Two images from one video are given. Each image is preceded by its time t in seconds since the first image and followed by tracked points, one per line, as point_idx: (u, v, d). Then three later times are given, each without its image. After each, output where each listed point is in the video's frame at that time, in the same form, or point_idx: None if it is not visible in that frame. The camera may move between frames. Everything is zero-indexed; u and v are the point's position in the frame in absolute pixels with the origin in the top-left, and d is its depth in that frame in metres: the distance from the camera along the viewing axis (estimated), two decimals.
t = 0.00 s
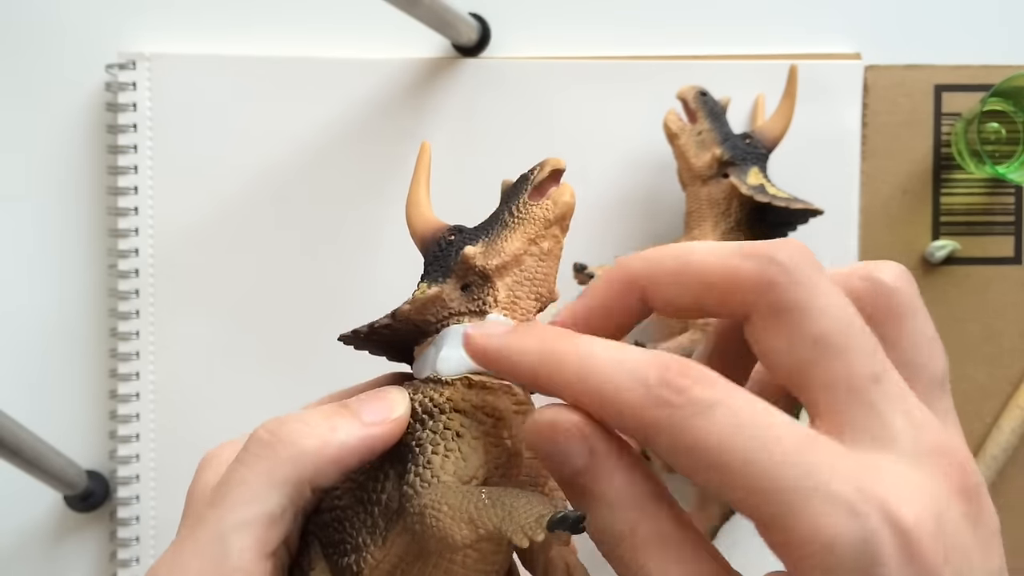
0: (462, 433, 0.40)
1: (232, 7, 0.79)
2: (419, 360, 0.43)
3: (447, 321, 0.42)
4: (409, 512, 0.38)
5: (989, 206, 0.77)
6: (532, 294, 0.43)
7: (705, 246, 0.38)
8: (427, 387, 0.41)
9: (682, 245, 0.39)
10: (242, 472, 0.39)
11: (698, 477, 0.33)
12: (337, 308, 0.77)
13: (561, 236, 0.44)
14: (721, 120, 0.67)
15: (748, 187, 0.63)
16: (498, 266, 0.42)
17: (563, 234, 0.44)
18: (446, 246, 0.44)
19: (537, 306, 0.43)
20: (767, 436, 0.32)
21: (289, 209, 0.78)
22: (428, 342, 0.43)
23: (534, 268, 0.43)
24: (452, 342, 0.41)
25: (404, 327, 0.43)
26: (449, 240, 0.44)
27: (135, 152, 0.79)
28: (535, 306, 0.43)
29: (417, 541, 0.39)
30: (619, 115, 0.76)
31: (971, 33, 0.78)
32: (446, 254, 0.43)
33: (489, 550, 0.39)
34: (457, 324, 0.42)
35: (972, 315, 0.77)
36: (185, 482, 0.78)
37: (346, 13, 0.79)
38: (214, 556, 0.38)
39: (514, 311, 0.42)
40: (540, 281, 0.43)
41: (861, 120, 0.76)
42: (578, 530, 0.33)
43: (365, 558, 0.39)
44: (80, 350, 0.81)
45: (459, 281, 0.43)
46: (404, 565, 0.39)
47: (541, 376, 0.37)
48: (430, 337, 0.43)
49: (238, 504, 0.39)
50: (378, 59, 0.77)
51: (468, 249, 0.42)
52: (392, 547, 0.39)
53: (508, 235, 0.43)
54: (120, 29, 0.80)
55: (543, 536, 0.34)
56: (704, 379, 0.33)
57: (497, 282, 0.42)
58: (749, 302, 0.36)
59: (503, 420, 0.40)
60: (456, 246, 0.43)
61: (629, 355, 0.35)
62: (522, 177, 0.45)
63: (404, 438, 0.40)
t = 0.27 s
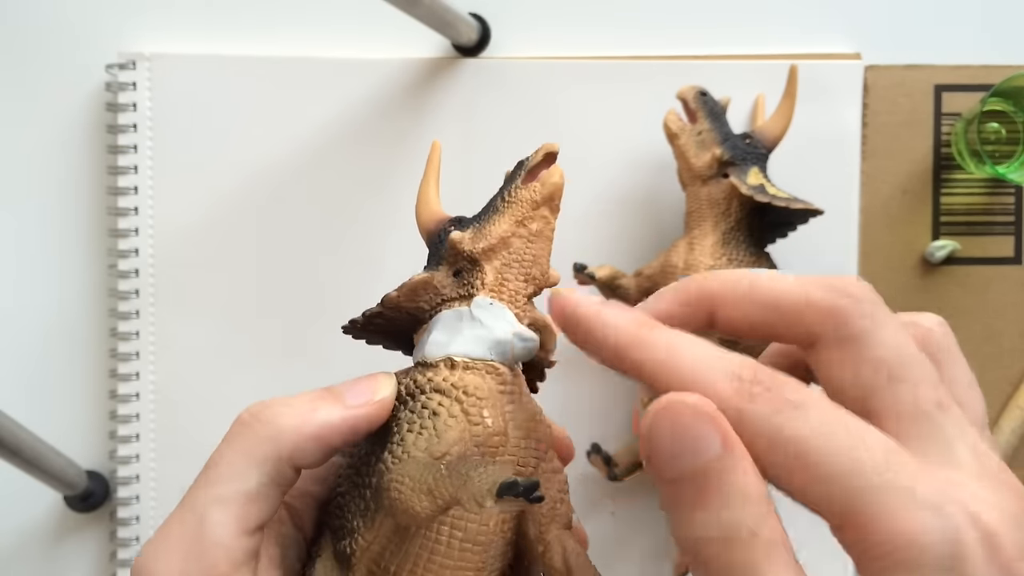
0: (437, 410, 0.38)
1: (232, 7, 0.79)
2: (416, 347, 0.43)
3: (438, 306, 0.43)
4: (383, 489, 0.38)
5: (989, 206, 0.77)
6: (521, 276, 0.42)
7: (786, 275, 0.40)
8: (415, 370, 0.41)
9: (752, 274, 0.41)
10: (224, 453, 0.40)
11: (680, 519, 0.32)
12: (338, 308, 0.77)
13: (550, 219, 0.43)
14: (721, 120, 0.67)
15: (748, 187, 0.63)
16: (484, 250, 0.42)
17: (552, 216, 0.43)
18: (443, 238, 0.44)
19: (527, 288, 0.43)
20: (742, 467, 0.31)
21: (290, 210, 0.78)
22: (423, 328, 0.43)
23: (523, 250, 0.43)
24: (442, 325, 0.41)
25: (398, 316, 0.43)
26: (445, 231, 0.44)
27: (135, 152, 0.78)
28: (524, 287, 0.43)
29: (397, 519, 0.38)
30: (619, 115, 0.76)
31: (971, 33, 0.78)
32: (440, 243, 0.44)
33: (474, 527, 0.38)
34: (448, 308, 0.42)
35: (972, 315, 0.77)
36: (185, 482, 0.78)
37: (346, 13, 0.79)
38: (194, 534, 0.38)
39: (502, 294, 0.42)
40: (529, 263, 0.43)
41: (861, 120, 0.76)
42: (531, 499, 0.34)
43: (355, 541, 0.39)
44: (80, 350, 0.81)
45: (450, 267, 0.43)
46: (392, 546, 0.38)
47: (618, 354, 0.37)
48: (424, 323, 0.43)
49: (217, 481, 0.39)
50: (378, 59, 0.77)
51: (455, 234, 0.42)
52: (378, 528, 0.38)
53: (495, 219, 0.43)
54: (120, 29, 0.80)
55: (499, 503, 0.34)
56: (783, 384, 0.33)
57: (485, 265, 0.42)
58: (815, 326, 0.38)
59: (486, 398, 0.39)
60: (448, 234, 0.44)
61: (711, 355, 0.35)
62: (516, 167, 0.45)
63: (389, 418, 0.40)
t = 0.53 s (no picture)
0: (425, 403, 0.38)
1: (232, 7, 0.79)
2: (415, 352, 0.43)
3: (434, 309, 0.42)
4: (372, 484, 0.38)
5: (989, 206, 0.77)
6: (515, 277, 0.42)
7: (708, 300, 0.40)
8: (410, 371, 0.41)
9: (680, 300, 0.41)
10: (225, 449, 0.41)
11: (665, 572, 0.31)
12: (338, 308, 0.77)
13: (543, 221, 0.43)
14: (721, 120, 0.67)
15: (748, 187, 0.63)
16: (478, 253, 0.42)
17: (544, 218, 0.43)
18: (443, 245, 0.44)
19: (521, 290, 0.42)
20: (722, 517, 0.30)
21: (290, 210, 0.78)
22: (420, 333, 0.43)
23: (516, 252, 0.42)
24: (440, 328, 0.41)
25: (398, 321, 0.43)
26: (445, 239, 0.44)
27: (135, 152, 0.78)
28: (517, 290, 0.42)
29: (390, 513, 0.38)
30: (619, 115, 0.76)
31: (971, 33, 0.78)
32: (439, 250, 0.44)
33: (465, 520, 0.37)
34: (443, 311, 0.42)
35: (972, 315, 0.77)
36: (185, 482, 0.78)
37: (345, 13, 0.79)
38: (190, 523, 0.39)
39: (495, 296, 0.42)
40: (523, 265, 0.42)
41: (861, 120, 0.76)
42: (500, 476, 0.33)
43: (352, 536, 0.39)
44: (80, 350, 0.81)
45: (447, 272, 0.43)
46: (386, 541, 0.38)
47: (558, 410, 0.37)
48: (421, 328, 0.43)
49: (217, 475, 0.40)
50: (378, 59, 0.77)
51: (449, 239, 0.43)
52: (373, 523, 0.38)
53: (490, 223, 0.43)
54: (120, 29, 0.80)
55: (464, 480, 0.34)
56: (707, 433, 0.34)
57: (479, 268, 0.42)
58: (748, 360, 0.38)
59: (476, 391, 0.38)
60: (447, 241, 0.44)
61: (643, 405, 0.36)
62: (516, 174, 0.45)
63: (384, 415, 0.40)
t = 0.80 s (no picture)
0: (430, 411, 0.38)
1: (233, 7, 0.79)
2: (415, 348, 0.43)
3: (437, 304, 0.43)
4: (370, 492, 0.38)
5: (989, 206, 0.77)
6: (519, 273, 0.42)
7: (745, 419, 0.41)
8: (413, 371, 0.41)
9: (703, 419, 0.42)
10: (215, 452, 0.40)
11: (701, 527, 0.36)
12: (337, 308, 0.77)
13: (549, 214, 0.43)
14: (721, 120, 0.67)
15: (748, 187, 0.63)
16: (481, 246, 0.42)
17: (550, 210, 0.43)
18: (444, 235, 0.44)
19: (526, 285, 0.42)
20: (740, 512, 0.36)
21: (290, 209, 0.78)
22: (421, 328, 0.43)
23: (521, 246, 0.42)
24: (440, 326, 0.41)
25: (398, 316, 0.43)
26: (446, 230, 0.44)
27: (135, 151, 0.78)
28: (522, 285, 0.42)
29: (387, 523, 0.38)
30: (619, 115, 0.76)
31: (971, 33, 0.78)
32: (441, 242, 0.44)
33: (467, 531, 0.38)
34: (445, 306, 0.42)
35: (972, 315, 0.77)
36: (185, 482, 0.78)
37: (346, 13, 0.79)
38: (180, 529, 0.38)
39: (499, 291, 0.42)
40: (528, 260, 0.42)
41: (861, 120, 0.76)
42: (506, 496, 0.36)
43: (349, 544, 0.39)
44: (80, 350, 0.81)
45: (449, 265, 0.43)
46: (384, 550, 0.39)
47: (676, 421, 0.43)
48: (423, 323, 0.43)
49: (206, 479, 0.39)
50: (378, 59, 0.77)
51: (453, 231, 0.43)
52: (371, 532, 0.39)
53: (494, 215, 0.43)
54: (120, 29, 0.80)
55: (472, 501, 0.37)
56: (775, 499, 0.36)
57: (483, 262, 0.42)
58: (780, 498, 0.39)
59: (479, 397, 0.38)
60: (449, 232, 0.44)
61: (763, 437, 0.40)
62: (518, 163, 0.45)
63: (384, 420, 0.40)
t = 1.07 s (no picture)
0: (452, 368, 0.40)
1: (232, 7, 0.79)
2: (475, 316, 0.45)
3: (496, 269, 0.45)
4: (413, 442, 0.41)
5: (989, 206, 0.77)
6: (556, 234, 0.43)
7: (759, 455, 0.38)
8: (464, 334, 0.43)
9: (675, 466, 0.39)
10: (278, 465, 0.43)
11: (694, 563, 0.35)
12: (338, 308, 0.77)
13: (583, 172, 0.43)
14: (721, 120, 0.67)
15: (748, 187, 0.63)
16: (523, 211, 0.43)
17: (584, 166, 0.43)
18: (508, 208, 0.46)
19: (565, 245, 0.43)
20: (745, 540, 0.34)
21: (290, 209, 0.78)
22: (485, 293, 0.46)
23: (557, 207, 0.43)
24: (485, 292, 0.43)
25: (467, 283, 0.47)
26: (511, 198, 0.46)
27: (135, 152, 0.78)
28: (560, 247, 0.43)
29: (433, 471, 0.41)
30: (618, 115, 0.76)
31: (971, 33, 0.77)
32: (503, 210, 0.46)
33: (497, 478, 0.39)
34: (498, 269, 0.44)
35: (972, 315, 0.77)
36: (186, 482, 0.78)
37: (345, 13, 0.79)
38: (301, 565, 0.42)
39: (536, 253, 0.43)
40: (563, 221, 0.43)
41: (861, 120, 0.76)
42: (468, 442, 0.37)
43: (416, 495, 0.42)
44: (79, 350, 0.81)
45: (506, 231, 0.45)
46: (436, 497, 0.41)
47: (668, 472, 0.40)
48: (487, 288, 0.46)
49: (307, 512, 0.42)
50: (377, 60, 0.77)
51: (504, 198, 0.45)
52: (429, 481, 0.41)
53: (538, 179, 0.44)
54: (119, 29, 0.80)
55: (420, 448, 0.38)
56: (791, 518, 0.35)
57: (525, 226, 0.43)
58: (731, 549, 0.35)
59: (499, 351, 0.40)
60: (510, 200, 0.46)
61: (759, 454, 0.38)
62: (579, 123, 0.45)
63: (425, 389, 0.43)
